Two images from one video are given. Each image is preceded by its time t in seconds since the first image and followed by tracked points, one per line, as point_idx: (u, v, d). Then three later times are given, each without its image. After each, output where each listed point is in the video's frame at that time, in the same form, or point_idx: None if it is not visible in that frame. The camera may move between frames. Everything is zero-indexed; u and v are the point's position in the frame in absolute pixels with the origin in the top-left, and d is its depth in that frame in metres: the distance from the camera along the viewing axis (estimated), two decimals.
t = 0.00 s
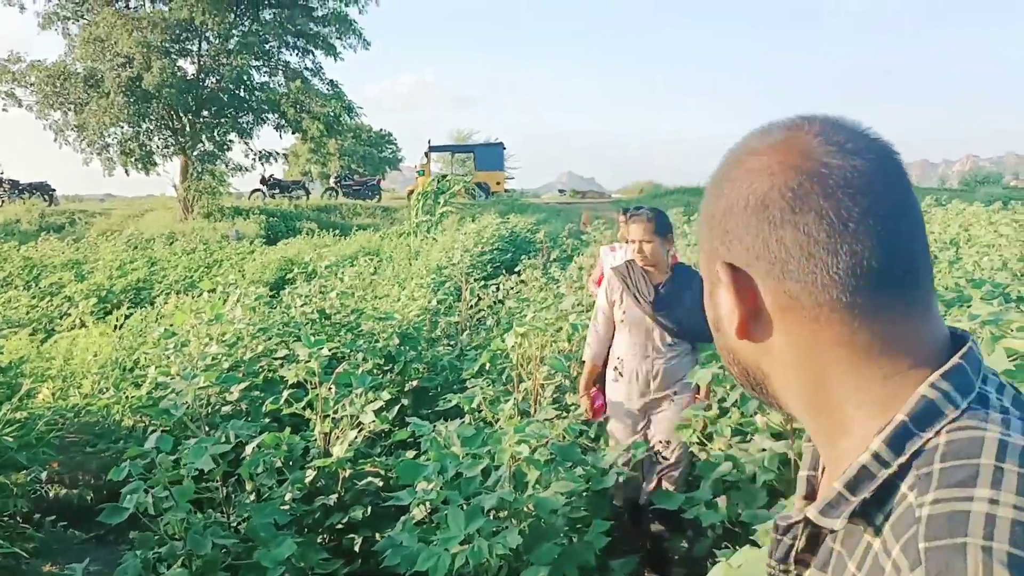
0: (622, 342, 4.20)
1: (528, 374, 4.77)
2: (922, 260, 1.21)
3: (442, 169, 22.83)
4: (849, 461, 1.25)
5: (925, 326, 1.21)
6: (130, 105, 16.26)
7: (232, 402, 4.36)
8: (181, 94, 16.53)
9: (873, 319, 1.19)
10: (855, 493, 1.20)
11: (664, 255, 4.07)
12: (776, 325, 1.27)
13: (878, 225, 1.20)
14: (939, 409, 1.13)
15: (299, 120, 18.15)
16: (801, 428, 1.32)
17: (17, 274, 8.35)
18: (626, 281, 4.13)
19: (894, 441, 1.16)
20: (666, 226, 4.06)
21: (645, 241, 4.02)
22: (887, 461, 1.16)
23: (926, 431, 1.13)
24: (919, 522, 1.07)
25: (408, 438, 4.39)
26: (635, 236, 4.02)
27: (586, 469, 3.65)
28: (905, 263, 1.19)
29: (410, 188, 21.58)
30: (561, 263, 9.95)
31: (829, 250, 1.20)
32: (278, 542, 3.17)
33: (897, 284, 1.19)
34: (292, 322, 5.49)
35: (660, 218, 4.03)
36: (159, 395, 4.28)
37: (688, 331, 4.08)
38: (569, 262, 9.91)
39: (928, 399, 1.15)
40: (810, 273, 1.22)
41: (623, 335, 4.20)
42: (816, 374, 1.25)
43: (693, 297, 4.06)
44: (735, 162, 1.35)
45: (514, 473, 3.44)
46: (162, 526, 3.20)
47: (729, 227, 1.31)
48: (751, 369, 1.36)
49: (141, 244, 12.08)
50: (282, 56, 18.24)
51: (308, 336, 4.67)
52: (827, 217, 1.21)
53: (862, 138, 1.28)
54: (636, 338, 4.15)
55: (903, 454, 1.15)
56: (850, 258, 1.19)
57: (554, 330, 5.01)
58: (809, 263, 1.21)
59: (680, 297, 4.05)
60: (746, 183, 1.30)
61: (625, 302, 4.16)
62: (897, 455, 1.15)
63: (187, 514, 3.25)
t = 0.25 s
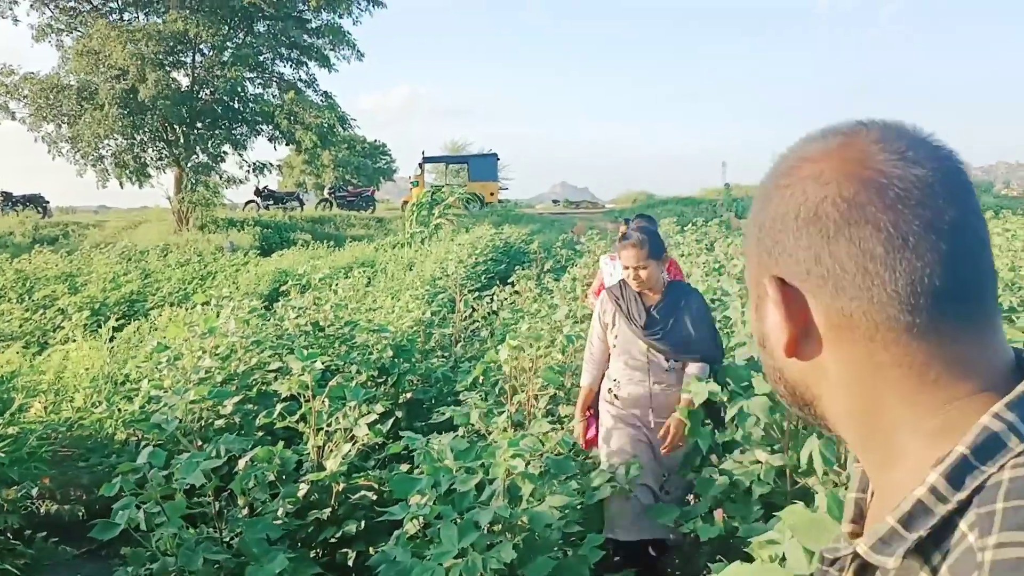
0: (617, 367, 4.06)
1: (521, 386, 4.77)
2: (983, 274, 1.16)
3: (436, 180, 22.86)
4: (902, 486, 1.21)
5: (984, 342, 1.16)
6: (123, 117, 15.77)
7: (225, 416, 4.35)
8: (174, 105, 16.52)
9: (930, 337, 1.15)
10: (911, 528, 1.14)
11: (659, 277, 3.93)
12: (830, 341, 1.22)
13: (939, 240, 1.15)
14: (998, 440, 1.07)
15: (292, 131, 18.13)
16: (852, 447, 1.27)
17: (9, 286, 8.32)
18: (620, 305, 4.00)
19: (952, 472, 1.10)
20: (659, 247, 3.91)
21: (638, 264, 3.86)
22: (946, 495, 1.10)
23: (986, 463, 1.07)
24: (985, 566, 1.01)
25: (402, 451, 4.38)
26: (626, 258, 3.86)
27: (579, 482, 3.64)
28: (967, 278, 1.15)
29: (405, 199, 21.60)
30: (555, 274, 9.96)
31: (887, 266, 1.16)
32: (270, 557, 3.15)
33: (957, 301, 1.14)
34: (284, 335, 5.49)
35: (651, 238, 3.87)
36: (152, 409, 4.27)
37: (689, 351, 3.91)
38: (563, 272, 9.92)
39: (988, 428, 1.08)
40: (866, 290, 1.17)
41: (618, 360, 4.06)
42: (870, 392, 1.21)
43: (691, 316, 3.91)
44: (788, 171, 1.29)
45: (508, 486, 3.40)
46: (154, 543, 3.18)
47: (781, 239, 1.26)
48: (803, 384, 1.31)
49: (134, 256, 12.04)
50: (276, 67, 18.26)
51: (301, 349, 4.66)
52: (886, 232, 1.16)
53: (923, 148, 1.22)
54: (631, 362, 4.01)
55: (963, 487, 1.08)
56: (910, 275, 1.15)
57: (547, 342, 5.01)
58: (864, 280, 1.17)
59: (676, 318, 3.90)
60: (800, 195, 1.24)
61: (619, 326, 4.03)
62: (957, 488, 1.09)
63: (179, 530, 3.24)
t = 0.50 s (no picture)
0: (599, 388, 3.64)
1: (510, 394, 4.75)
2: (992, 277, 1.17)
3: (426, 187, 22.87)
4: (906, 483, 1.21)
5: (992, 341, 1.17)
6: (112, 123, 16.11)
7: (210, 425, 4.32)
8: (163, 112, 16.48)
9: (943, 337, 1.15)
10: (920, 512, 1.14)
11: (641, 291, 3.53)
12: (843, 340, 1.22)
13: (953, 242, 1.15)
14: (1006, 432, 1.08)
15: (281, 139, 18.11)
16: (862, 445, 1.27)
17: None
18: (599, 324, 3.58)
19: (961, 461, 1.10)
20: (641, 258, 3.50)
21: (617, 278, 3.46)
22: (955, 483, 1.10)
23: (995, 454, 1.07)
24: (993, 553, 1.01)
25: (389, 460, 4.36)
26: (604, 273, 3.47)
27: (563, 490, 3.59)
28: (976, 280, 1.15)
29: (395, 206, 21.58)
30: (545, 281, 9.96)
31: (900, 267, 1.16)
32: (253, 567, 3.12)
33: (969, 301, 1.14)
34: (271, 343, 5.46)
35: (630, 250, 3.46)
36: (136, 419, 4.24)
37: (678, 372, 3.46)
38: (552, 279, 9.92)
39: (997, 421, 1.09)
40: (879, 288, 1.17)
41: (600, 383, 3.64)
42: (880, 389, 1.21)
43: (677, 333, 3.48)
44: (805, 172, 1.28)
45: (493, 495, 3.35)
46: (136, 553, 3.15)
47: (794, 238, 1.26)
48: (812, 380, 1.31)
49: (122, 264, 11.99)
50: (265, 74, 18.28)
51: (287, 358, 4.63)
52: (900, 232, 1.16)
53: (937, 152, 1.23)
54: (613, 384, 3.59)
55: (971, 477, 1.09)
56: (923, 275, 1.15)
57: (535, 349, 4.99)
58: (878, 278, 1.17)
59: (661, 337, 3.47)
60: (816, 195, 1.24)
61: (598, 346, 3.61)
62: (965, 477, 1.09)
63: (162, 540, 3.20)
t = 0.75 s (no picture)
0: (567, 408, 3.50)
1: (490, 399, 4.75)
2: (964, 276, 1.18)
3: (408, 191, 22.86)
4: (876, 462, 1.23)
5: (966, 337, 1.18)
6: (92, 129, 16.03)
7: (189, 433, 4.30)
8: (143, 117, 16.41)
9: (920, 331, 1.16)
10: (886, 479, 1.17)
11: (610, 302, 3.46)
12: (824, 335, 1.22)
13: (928, 240, 1.16)
14: (969, 411, 1.12)
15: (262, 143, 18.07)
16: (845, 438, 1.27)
17: None
18: (566, 337, 3.46)
19: (926, 434, 1.14)
20: (609, 269, 3.45)
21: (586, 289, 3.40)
22: (920, 452, 1.14)
23: (957, 429, 1.12)
24: (952, 510, 1.04)
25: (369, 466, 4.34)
26: (573, 283, 3.40)
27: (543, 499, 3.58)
28: (950, 277, 1.16)
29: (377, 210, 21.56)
30: (526, 285, 9.98)
31: (878, 262, 1.16)
32: None
33: (943, 297, 1.16)
34: (250, 350, 5.44)
35: (598, 259, 3.41)
36: (113, 427, 4.20)
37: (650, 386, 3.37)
38: (534, 284, 9.94)
39: (961, 400, 1.13)
40: (858, 283, 1.17)
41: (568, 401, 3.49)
42: (860, 382, 1.21)
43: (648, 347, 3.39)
44: (787, 175, 1.30)
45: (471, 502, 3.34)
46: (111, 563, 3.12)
47: (778, 237, 1.26)
48: (795, 378, 1.31)
49: (100, 269, 11.93)
50: (245, 79, 18.26)
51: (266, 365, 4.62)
52: (877, 231, 1.17)
53: (914, 158, 1.24)
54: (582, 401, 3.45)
55: (935, 448, 1.13)
56: (899, 271, 1.16)
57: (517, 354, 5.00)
58: (857, 273, 1.17)
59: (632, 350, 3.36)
60: (798, 196, 1.25)
61: (564, 361, 3.48)
62: (929, 448, 1.13)
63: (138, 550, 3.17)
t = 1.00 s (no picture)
0: (542, 443, 3.00)
1: (483, 401, 4.76)
2: (955, 273, 1.19)
3: (404, 193, 22.88)
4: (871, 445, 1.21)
5: (956, 331, 1.18)
6: (86, 128, 16.08)
7: (181, 434, 4.30)
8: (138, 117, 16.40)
9: (910, 324, 1.16)
10: (868, 452, 1.19)
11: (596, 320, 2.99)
12: (821, 331, 1.22)
13: (919, 236, 1.17)
14: (950, 391, 1.13)
15: (257, 144, 18.07)
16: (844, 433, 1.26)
17: None
18: (545, 361, 2.97)
19: (907, 411, 1.15)
20: (595, 283, 3.01)
21: (569, 303, 2.94)
22: (899, 427, 1.15)
23: (937, 407, 1.12)
24: (924, 475, 1.06)
25: (361, 468, 4.34)
26: (554, 296, 2.96)
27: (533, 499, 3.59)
28: (942, 272, 1.17)
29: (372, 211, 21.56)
30: (520, 286, 10.01)
31: (870, 257, 1.17)
32: None
33: (934, 292, 1.16)
34: (244, 350, 5.43)
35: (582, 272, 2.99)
36: (104, 428, 4.20)
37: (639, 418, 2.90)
38: (528, 285, 9.96)
39: (943, 381, 1.14)
40: (851, 277, 1.18)
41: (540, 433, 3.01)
42: (854, 375, 1.21)
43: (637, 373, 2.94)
44: (785, 179, 1.31)
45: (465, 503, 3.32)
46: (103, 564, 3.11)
47: (776, 236, 1.27)
48: (795, 374, 1.30)
49: (94, 269, 11.91)
50: (240, 79, 18.26)
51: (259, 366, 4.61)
52: (869, 226, 1.18)
53: (905, 160, 1.25)
54: (561, 435, 2.95)
55: (914, 424, 1.14)
56: (891, 266, 1.16)
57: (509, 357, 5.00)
58: (850, 268, 1.18)
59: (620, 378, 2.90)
60: (794, 196, 1.26)
61: (541, 389, 2.97)
62: (909, 424, 1.14)
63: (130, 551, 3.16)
